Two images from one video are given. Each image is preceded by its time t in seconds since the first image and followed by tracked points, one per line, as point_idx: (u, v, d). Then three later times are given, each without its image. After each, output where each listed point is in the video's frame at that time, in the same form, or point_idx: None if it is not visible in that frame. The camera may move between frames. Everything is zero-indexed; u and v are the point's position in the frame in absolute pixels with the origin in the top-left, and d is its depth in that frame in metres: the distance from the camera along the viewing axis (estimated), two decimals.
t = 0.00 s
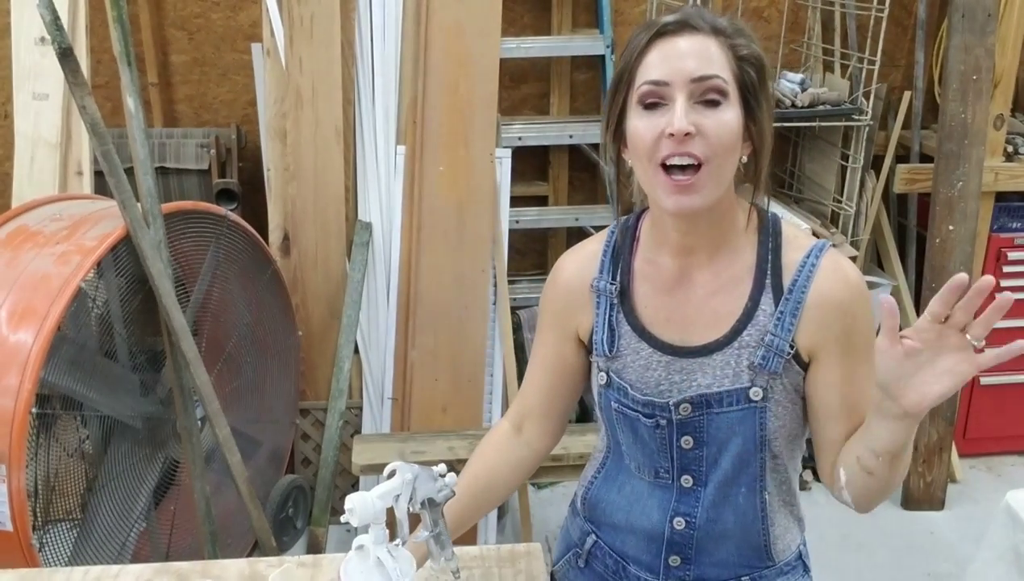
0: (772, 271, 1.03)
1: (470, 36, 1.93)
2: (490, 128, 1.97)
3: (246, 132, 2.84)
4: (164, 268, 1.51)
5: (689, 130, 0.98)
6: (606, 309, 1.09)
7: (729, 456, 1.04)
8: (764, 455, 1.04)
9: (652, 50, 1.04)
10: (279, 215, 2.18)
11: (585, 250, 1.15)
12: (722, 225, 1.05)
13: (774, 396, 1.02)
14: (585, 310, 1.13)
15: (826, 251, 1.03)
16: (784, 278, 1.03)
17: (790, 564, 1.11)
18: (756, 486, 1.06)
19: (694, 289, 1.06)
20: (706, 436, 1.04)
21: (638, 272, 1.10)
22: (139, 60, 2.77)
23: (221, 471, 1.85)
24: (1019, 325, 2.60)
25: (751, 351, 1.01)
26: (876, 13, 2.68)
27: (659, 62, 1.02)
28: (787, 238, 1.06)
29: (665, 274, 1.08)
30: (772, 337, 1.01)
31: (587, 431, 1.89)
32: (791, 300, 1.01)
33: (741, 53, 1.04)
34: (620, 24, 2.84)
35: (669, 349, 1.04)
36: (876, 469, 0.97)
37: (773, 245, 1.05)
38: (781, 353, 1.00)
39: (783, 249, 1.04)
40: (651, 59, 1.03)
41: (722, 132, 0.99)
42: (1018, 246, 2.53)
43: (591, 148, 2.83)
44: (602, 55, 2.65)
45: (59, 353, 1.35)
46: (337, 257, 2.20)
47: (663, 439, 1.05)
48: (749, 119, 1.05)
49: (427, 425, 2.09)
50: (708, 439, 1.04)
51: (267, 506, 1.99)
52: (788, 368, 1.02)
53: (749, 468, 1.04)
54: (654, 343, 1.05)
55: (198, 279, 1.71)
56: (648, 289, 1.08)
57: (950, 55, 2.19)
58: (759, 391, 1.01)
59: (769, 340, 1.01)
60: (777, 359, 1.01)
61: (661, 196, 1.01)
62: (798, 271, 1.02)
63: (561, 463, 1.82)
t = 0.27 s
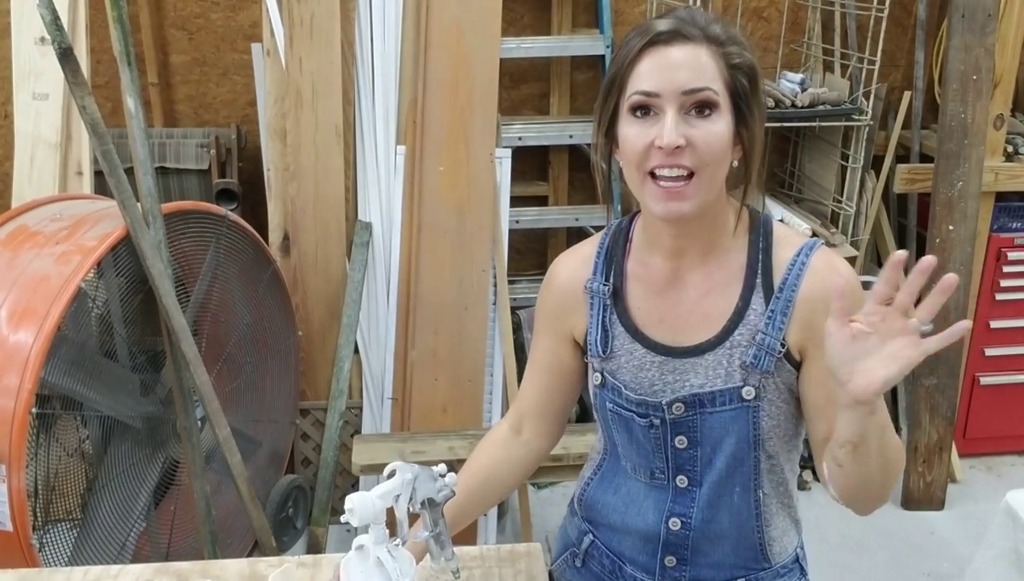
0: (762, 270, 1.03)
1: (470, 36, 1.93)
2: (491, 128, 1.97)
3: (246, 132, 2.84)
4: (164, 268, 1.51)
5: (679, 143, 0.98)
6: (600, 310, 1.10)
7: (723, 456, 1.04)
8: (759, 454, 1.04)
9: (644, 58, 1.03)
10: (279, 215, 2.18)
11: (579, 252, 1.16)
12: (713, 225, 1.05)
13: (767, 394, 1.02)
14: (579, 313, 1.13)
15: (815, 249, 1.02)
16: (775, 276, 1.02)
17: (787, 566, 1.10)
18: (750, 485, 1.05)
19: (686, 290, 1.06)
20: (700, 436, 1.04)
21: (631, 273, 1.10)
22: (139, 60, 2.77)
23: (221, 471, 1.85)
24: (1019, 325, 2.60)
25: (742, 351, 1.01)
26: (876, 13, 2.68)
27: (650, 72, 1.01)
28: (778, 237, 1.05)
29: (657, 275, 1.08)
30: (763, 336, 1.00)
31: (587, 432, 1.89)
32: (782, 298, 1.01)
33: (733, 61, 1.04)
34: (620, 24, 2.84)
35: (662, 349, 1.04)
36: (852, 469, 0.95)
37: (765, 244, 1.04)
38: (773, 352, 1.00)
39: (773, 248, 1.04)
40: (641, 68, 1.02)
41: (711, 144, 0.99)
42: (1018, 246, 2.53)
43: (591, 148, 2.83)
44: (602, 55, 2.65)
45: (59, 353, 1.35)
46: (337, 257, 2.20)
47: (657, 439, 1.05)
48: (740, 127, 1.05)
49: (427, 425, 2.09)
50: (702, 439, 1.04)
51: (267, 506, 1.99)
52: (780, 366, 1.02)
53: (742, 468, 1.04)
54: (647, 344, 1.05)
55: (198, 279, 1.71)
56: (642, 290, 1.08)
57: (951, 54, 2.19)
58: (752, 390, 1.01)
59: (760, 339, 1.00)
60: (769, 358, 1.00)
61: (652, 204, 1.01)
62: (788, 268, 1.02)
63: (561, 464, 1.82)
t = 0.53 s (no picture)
0: (756, 279, 1.02)
1: (470, 36, 1.93)
2: (491, 129, 1.97)
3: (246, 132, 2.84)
4: (164, 268, 1.51)
5: (678, 153, 0.98)
6: (595, 313, 1.10)
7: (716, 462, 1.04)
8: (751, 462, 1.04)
9: (647, 65, 1.02)
10: (279, 215, 2.18)
11: (580, 251, 1.17)
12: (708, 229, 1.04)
13: (758, 402, 1.03)
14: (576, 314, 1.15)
15: (812, 260, 1.01)
16: (768, 285, 1.02)
17: (780, 572, 1.11)
18: (744, 492, 1.06)
19: (680, 296, 1.06)
20: (692, 442, 1.04)
21: (627, 276, 1.11)
22: (139, 60, 2.77)
23: (221, 471, 1.85)
24: (1019, 325, 2.60)
25: (734, 359, 1.01)
26: (875, 13, 2.68)
27: (652, 80, 1.01)
28: (774, 246, 1.05)
29: (651, 281, 1.08)
30: (754, 345, 1.00)
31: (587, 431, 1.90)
32: (775, 307, 1.00)
33: (735, 71, 1.03)
34: (620, 24, 2.84)
35: (654, 353, 1.04)
36: (802, 493, 1.01)
37: (760, 253, 1.04)
38: (764, 361, 1.00)
39: (769, 258, 1.03)
40: (644, 75, 1.02)
41: (710, 154, 0.99)
42: (1018, 246, 2.53)
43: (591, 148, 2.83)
44: (602, 55, 2.65)
45: (60, 353, 1.35)
46: (337, 257, 2.20)
47: (649, 444, 1.05)
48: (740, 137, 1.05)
49: (427, 425, 2.09)
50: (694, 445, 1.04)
51: (267, 506, 1.98)
52: (771, 375, 1.02)
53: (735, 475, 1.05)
54: (640, 348, 1.06)
55: (198, 279, 1.71)
56: (636, 294, 1.09)
57: (951, 54, 2.19)
58: (743, 398, 1.02)
59: (752, 348, 1.00)
60: (761, 367, 1.00)
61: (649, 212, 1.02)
62: (782, 279, 1.01)
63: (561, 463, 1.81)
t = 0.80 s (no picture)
0: (755, 278, 1.02)
1: (470, 36, 1.93)
2: (491, 128, 1.97)
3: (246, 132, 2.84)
4: (164, 268, 1.51)
5: (677, 153, 0.98)
6: (594, 308, 1.11)
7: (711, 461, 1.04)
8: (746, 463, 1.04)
9: (648, 63, 1.02)
10: (279, 215, 2.18)
11: (581, 246, 1.19)
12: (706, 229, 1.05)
13: (754, 403, 1.02)
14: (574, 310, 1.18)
15: (812, 261, 1.01)
16: (767, 285, 1.02)
17: (778, 576, 1.10)
18: (739, 494, 1.06)
19: (678, 294, 1.06)
20: (687, 441, 1.04)
21: (626, 273, 1.11)
22: (139, 60, 2.77)
23: (221, 471, 1.85)
24: (1019, 325, 2.60)
25: (731, 358, 1.01)
26: (875, 14, 2.68)
27: (654, 78, 1.01)
28: (775, 246, 1.05)
29: (650, 278, 1.08)
30: (751, 345, 1.00)
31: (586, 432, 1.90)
32: (773, 308, 1.00)
33: (738, 70, 1.03)
34: (620, 24, 2.84)
35: (651, 350, 1.04)
36: (809, 498, 1.01)
37: (760, 253, 1.04)
38: (761, 361, 1.00)
39: (770, 258, 1.03)
40: (646, 74, 1.02)
41: (711, 154, 0.99)
42: (1018, 246, 2.53)
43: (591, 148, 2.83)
44: (601, 55, 2.65)
45: (60, 353, 1.35)
46: (337, 257, 2.20)
47: (645, 442, 1.05)
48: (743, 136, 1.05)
49: (427, 425, 2.09)
50: (690, 444, 1.04)
51: (267, 506, 1.98)
52: (768, 376, 1.02)
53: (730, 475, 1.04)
54: (637, 344, 1.06)
55: (198, 278, 1.71)
56: (635, 290, 1.09)
57: (951, 54, 2.19)
58: (738, 399, 1.02)
59: (749, 348, 1.00)
60: (757, 367, 1.00)
61: (649, 210, 1.02)
62: (781, 279, 1.01)
63: (561, 463, 1.81)
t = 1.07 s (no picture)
0: (755, 279, 1.02)
1: (470, 36, 1.93)
2: (491, 128, 1.97)
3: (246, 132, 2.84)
4: (164, 268, 1.51)
5: (676, 149, 0.98)
6: (593, 310, 1.10)
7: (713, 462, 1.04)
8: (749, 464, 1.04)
9: (648, 60, 1.02)
10: (279, 215, 2.18)
11: (578, 247, 1.19)
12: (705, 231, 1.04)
13: (756, 404, 1.02)
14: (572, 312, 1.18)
15: (811, 261, 1.01)
16: (767, 286, 1.01)
17: (780, 573, 1.11)
18: (742, 495, 1.06)
19: (678, 297, 1.06)
20: (689, 443, 1.04)
21: (625, 275, 1.11)
22: (139, 60, 2.77)
23: (221, 471, 1.85)
24: (1019, 325, 2.60)
25: (732, 360, 1.01)
26: (875, 14, 2.68)
27: (653, 75, 1.01)
28: (774, 246, 1.05)
29: (648, 282, 1.08)
30: (753, 347, 1.00)
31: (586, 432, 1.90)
32: (774, 309, 1.00)
33: (738, 68, 1.03)
34: (620, 24, 2.84)
35: (652, 354, 1.04)
36: (811, 499, 1.01)
37: (759, 253, 1.04)
38: (763, 362, 1.00)
39: (769, 258, 1.03)
40: (645, 70, 1.02)
41: (709, 151, 0.99)
42: (1018, 246, 2.53)
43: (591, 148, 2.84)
44: (601, 55, 2.65)
45: (60, 353, 1.35)
46: (337, 257, 2.20)
47: (646, 445, 1.05)
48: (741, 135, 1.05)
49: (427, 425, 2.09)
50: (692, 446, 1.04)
51: (267, 506, 1.98)
52: (769, 377, 1.02)
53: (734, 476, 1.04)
54: (637, 347, 1.06)
55: (198, 279, 1.71)
56: (633, 293, 1.09)
57: (951, 54, 2.19)
58: (741, 400, 1.02)
59: (750, 350, 1.00)
60: (759, 368, 1.00)
61: (647, 208, 1.01)
62: (781, 280, 1.01)
63: (561, 463, 1.81)
